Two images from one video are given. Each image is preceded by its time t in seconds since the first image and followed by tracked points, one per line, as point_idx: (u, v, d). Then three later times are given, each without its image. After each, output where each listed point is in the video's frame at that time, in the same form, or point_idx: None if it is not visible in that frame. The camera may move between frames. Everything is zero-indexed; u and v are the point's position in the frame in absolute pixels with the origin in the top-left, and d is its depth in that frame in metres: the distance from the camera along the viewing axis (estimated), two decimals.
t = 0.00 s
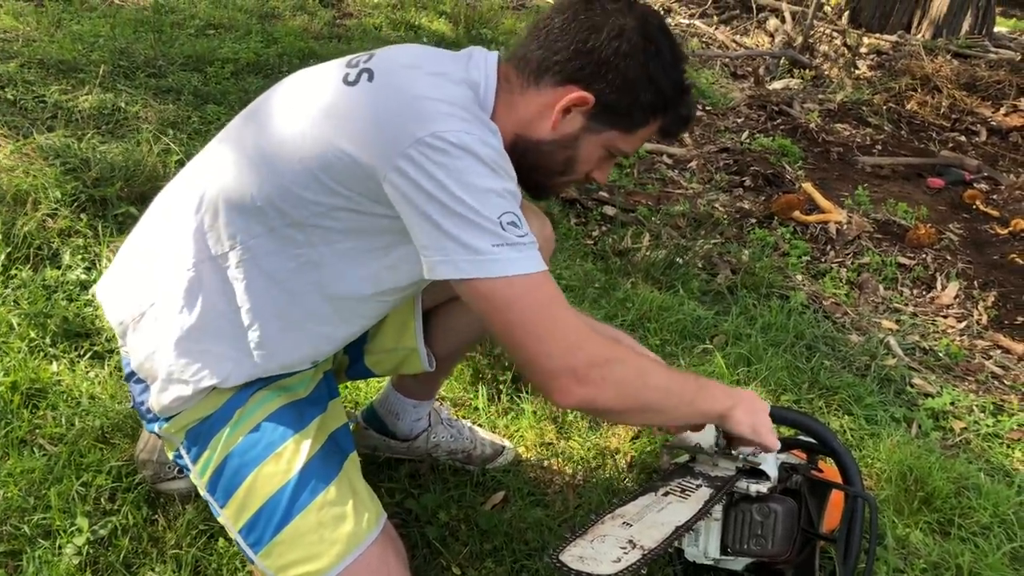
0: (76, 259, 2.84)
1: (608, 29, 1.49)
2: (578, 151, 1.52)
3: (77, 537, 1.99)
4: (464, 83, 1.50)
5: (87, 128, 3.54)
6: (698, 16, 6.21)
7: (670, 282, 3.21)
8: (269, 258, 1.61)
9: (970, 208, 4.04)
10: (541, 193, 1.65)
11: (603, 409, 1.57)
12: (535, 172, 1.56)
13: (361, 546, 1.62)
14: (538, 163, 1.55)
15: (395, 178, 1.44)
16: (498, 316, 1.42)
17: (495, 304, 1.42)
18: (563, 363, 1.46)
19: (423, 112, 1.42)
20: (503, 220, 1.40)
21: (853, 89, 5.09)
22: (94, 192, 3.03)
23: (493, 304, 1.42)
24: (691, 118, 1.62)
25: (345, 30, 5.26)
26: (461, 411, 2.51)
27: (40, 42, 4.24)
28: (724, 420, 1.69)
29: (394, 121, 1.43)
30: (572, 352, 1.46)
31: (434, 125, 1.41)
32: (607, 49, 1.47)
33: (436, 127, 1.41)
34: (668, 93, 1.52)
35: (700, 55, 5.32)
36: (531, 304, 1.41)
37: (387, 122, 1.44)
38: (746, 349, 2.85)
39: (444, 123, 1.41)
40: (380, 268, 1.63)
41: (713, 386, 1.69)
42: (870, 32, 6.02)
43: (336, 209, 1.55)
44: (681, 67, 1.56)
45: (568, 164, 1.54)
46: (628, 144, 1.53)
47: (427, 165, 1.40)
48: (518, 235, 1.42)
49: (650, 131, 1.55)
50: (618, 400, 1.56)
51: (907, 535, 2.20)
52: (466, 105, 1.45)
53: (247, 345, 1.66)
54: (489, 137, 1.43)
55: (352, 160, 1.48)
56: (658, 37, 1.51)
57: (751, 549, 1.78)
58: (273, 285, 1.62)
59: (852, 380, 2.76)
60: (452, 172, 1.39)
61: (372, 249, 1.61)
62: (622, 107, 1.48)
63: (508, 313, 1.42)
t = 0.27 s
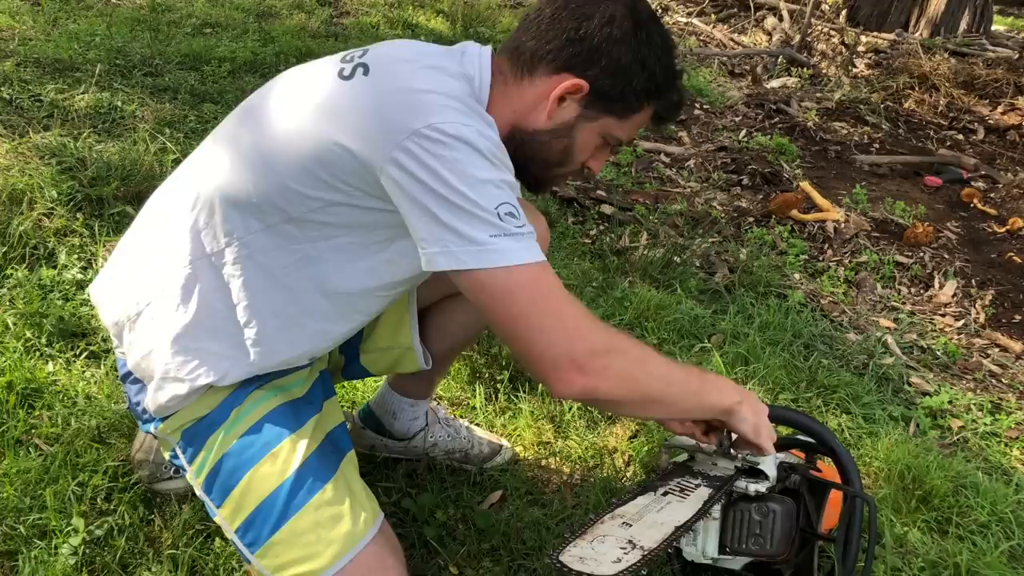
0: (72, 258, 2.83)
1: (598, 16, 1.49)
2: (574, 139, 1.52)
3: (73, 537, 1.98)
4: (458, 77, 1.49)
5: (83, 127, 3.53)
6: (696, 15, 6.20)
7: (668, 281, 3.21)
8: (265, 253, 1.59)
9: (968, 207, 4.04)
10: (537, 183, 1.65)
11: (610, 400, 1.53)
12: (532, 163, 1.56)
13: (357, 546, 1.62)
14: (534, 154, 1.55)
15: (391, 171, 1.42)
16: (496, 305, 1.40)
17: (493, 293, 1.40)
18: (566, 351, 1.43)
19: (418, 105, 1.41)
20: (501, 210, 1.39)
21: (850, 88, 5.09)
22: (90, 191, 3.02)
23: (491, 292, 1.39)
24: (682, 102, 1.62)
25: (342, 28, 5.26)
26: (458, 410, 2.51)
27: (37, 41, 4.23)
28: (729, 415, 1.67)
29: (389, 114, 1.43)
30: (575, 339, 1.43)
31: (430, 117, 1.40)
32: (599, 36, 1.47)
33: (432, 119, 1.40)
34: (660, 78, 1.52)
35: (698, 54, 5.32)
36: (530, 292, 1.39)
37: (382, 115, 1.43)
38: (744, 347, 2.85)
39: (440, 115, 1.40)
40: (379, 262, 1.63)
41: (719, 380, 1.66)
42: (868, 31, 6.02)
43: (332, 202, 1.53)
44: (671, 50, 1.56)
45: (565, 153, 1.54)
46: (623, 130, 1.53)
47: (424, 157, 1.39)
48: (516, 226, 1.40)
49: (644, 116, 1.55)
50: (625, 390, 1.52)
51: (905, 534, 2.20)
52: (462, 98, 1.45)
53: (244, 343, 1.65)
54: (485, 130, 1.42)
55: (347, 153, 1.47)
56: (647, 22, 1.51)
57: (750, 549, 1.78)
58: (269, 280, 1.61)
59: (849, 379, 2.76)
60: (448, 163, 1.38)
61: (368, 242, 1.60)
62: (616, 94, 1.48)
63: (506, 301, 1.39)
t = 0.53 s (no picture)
0: (71, 255, 2.82)
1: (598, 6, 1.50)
2: (581, 127, 1.52)
3: (74, 535, 1.98)
4: (463, 64, 1.49)
5: (82, 123, 3.52)
6: (695, 10, 6.19)
7: (668, 276, 3.20)
8: (271, 241, 1.59)
9: (968, 201, 4.03)
10: (542, 176, 1.63)
11: (627, 382, 1.51)
12: (539, 153, 1.55)
13: (358, 543, 1.61)
14: (540, 143, 1.53)
15: (401, 155, 1.42)
16: (505, 284, 1.39)
17: (502, 272, 1.38)
18: (580, 330, 1.41)
19: (426, 89, 1.42)
20: (511, 190, 1.38)
21: (850, 82, 5.08)
22: (89, 188, 3.02)
23: (498, 269, 1.38)
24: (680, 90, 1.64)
25: (341, 24, 5.24)
26: (459, 407, 2.51)
27: (35, 37, 4.22)
28: (747, 407, 1.65)
29: (398, 98, 1.43)
30: (588, 317, 1.41)
31: (438, 100, 1.40)
32: (601, 23, 1.48)
33: (441, 102, 1.40)
34: (661, 64, 1.53)
35: (698, 49, 5.31)
36: (538, 270, 1.37)
37: (391, 100, 1.43)
38: (744, 343, 2.84)
39: (449, 98, 1.40)
40: (387, 250, 1.62)
41: (735, 369, 1.63)
42: (868, 26, 6.01)
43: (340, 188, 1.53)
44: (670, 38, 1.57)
45: (571, 142, 1.53)
46: (627, 116, 1.54)
47: (433, 139, 1.38)
48: (527, 206, 1.39)
49: (646, 102, 1.55)
50: (641, 371, 1.49)
51: (906, 530, 2.20)
52: (468, 83, 1.45)
53: (248, 334, 1.65)
54: (494, 112, 1.42)
55: (356, 138, 1.47)
56: (646, 10, 1.53)
57: (750, 545, 1.77)
58: (274, 269, 1.61)
59: (850, 374, 2.76)
60: (458, 145, 1.37)
61: (376, 228, 1.59)
62: (621, 79, 1.48)
63: (515, 280, 1.38)
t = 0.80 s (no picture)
0: (69, 256, 2.82)
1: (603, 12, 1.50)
2: (583, 133, 1.53)
3: (71, 538, 1.98)
4: (466, 61, 1.50)
5: (81, 123, 3.52)
6: (695, 15, 6.20)
7: (667, 282, 3.20)
8: (275, 236, 1.59)
9: (967, 210, 4.04)
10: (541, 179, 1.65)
11: (638, 371, 1.51)
12: (541, 158, 1.56)
13: (357, 549, 1.61)
14: (543, 148, 1.54)
15: (409, 148, 1.42)
16: (514, 276, 1.39)
17: (510, 266, 1.38)
18: (591, 319, 1.41)
19: (432, 85, 1.42)
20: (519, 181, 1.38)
21: (849, 89, 5.09)
22: (89, 188, 3.01)
23: (506, 261, 1.38)
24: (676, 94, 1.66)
25: (342, 26, 5.24)
26: (457, 411, 2.50)
27: (35, 36, 4.22)
28: (746, 396, 1.64)
29: (404, 93, 1.43)
30: (598, 306, 1.41)
31: (444, 94, 1.41)
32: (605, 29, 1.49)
33: (448, 96, 1.41)
34: (660, 70, 1.55)
35: (697, 54, 5.32)
36: (547, 259, 1.37)
37: (397, 95, 1.44)
38: (743, 349, 2.85)
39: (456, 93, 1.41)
40: (390, 247, 1.62)
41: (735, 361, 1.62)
42: (867, 32, 6.02)
43: (345, 182, 1.53)
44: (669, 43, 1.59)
45: (573, 147, 1.55)
46: (627, 122, 1.55)
47: (442, 132, 1.39)
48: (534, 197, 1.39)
49: (645, 107, 1.57)
50: (653, 359, 1.50)
51: (904, 538, 2.20)
52: (473, 79, 1.46)
53: (251, 330, 1.64)
54: (499, 107, 1.43)
55: (362, 134, 1.47)
56: (647, 16, 1.54)
57: (748, 552, 1.77)
58: (277, 264, 1.60)
59: (848, 382, 2.76)
60: (466, 137, 1.38)
61: (380, 224, 1.60)
62: (624, 86, 1.49)
63: (525, 272, 1.38)
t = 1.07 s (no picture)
0: (68, 258, 2.81)
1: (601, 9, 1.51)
2: (586, 130, 1.52)
3: (71, 541, 1.97)
4: (469, 55, 1.49)
5: (80, 125, 3.51)
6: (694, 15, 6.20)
7: (666, 282, 3.20)
8: (280, 231, 1.59)
9: (966, 209, 4.04)
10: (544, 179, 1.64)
11: (650, 360, 1.50)
12: (544, 156, 1.55)
13: (357, 551, 1.61)
14: (546, 146, 1.53)
15: (415, 141, 1.43)
16: (523, 260, 1.39)
17: (519, 249, 1.38)
18: (602, 303, 1.41)
19: (435, 77, 1.42)
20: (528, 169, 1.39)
21: (848, 89, 5.09)
22: (87, 190, 3.01)
23: (515, 244, 1.38)
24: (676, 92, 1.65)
25: (341, 27, 5.24)
26: (457, 413, 2.50)
27: (34, 38, 4.22)
28: (741, 387, 1.63)
29: (407, 86, 1.43)
30: (609, 289, 1.41)
31: (448, 86, 1.41)
32: (603, 25, 1.49)
33: (451, 88, 1.41)
34: (661, 67, 1.55)
35: (696, 54, 5.32)
36: (556, 242, 1.38)
37: (400, 88, 1.44)
38: (743, 350, 2.84)
39: (459, 84, 1.41)
40: (396, 242, 1.63)
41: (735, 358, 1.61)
42: (867, 32, 6.01)
43: (350, 175, 1.52)
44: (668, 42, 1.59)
45: (576, 145, 1.54)
46: (628, 118, 1.55)
47: (449, 123, 1.39)
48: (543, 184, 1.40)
49: (646, 104, 1.57)
50: (664, 348, 1.49)
51: (904, 539, 2.20)
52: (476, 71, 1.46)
53: (255, 327, 1.63)
54: (504, 97, 1.43)
55: (367, 131, 1.47)
56: (645, 13, 1.55)
57: (749, 554, 1.77)
58: (282, 259, 1.60)
59: (848, 382, 2.76)
60: (472, 126, 1.38)
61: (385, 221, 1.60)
62: (624, 82, 1.49)
63: (534, 254, 1.38)
